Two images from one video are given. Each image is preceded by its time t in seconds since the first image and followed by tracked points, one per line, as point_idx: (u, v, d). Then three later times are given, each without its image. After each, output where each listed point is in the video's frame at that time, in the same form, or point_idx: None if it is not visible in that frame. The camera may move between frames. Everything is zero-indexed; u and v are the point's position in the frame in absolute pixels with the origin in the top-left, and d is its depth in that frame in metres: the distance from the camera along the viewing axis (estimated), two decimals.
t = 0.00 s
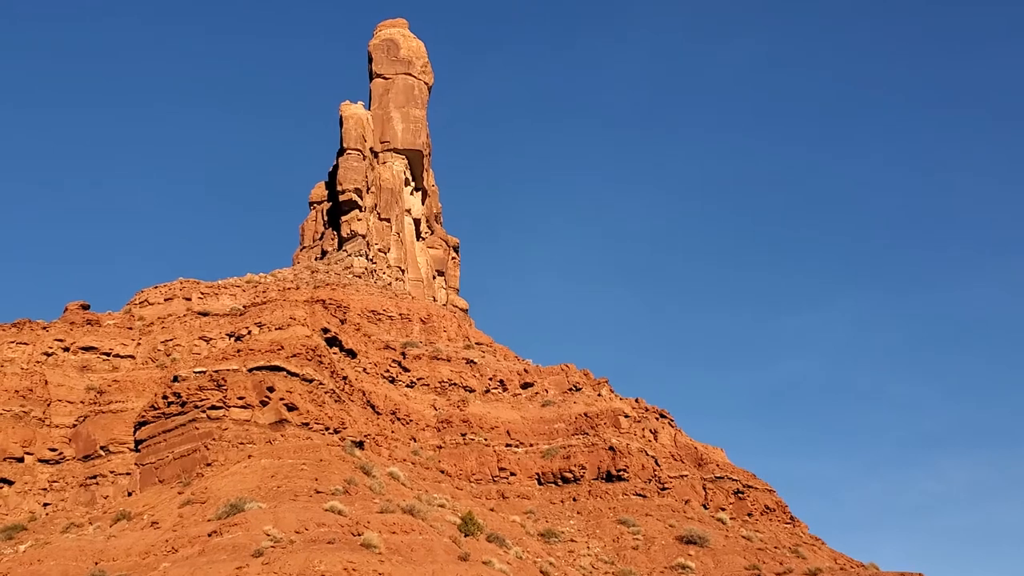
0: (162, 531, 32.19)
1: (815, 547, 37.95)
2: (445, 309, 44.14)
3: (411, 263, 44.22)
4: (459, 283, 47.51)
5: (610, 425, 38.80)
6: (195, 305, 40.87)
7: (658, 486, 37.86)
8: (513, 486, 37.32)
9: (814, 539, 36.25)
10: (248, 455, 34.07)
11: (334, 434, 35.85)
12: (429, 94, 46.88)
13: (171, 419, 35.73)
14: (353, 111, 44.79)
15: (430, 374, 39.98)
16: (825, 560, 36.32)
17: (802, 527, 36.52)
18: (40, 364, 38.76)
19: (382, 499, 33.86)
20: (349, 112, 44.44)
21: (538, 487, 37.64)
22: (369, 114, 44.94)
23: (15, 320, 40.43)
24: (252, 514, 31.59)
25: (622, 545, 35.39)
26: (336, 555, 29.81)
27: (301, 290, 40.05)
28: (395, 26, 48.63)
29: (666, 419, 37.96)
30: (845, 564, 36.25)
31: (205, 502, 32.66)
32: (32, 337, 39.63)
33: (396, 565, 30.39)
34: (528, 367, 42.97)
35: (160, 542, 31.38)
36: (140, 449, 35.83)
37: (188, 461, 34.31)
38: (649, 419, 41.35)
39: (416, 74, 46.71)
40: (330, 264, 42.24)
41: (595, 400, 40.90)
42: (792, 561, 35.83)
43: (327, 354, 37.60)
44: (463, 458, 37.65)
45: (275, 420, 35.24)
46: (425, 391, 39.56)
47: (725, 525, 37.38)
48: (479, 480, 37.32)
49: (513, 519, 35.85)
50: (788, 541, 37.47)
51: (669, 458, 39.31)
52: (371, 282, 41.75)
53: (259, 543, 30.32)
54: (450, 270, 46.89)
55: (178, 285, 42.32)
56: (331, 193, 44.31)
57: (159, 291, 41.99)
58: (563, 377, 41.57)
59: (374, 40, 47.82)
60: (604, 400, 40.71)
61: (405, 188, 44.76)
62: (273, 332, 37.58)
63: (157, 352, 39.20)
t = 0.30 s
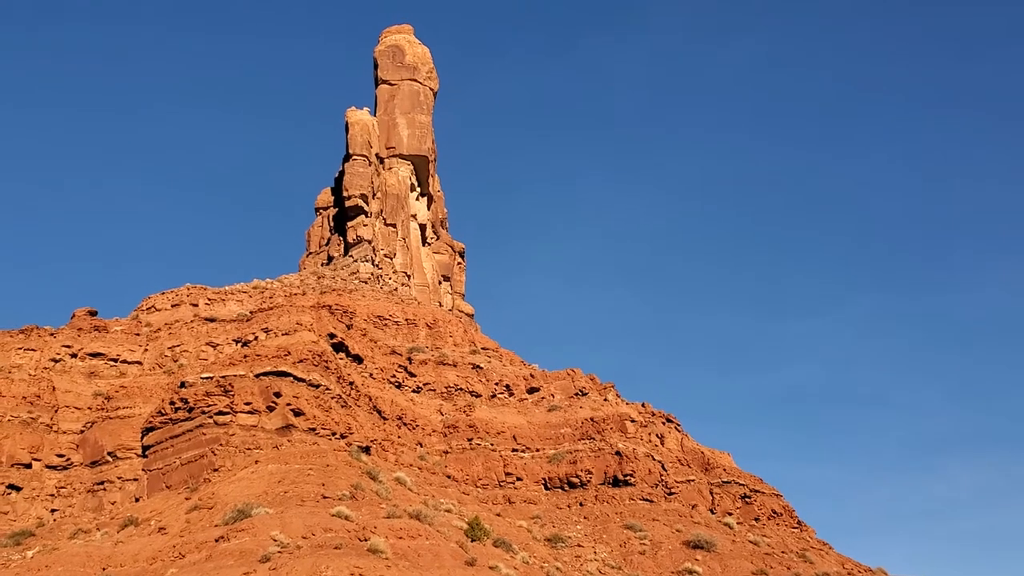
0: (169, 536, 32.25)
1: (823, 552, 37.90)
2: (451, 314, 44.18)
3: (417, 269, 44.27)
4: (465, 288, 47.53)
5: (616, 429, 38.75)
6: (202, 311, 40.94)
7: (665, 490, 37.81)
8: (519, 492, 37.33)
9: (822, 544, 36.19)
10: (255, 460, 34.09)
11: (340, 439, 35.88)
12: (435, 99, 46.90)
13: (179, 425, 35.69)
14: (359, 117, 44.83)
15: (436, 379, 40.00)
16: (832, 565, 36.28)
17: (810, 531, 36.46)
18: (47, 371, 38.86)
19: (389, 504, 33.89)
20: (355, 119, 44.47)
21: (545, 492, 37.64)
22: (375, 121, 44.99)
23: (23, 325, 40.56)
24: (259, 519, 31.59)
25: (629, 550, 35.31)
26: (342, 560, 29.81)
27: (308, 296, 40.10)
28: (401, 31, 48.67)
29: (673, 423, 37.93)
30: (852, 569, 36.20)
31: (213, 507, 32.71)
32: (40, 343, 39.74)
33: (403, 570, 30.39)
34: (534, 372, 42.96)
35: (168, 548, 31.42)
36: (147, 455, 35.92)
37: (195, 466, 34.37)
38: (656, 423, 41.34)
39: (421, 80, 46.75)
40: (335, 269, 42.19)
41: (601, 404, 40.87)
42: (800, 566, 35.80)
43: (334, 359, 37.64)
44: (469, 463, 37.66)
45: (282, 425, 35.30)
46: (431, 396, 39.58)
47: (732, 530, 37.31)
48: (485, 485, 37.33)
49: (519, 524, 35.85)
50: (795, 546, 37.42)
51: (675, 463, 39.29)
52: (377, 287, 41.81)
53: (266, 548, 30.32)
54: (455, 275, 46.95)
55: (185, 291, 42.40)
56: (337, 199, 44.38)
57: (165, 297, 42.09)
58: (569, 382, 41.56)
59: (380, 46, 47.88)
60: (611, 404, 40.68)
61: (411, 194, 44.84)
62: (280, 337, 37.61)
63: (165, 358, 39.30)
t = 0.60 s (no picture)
0: (183, 539, 32.31)
1: (837, 554, 37.76)
2: (463, 316, 44.18)
3: (429, 271, 44.29)
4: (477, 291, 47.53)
5: (629, 431, 38.65)
6: (216, 314, 41.13)
7: (679, 492, 37.72)
8: (533, 494, 37.27)
9: (837, 545, 36.04)
10: (269, 463, 34.14)
11: (354, 441, 35.89)
12: (446, 102, 46.90)
13: (193, 428, 35.84)
14: (370, 120, 44.87)
15: (448, 381, 40.01)
16: (847, 567, 36.13)
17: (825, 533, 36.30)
18: (62, 374, 39.04)
19: (402, 506, 33.88)
20: (366, 122, 44.52)
21: (558, 494, 37.56)
22: (386, 123, 45.01)
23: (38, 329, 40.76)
24: (274, 521, 31.61)
25: (643, 552, 35.20)
26: (356, 562, 29.80)
27: (321, 299, 40.16)
28: (412, 35, 48.68)
29: (686, 425, 37.85)
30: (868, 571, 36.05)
31: (227, 510, 32.74)
32: (54, 347, 39.92)
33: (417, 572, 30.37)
34: (547, 374, 42.92)
35: (182, 550, 31.46)
36: (161, 458, 36.02)
37: (209, 469, 34.39)
38: (669, 425, 41.26)
39: (433, 83, 46.76)
40: (348, 272, 42.33)
41: (614, 406, 40.78)
42: (815, 568, 35.65)
43: (346, 362, 37.68)
44: (482, 465, 37.65)
45: (295, 428, 35.27)
46: (444, 398, 39.58)
47: (747, 532, 37.17)
48: (499, 487, 37.30)
49: (533, 526, 35.80)
50: (810, 547, 37.26)
51: (689, 465, 39.19)
52: (390, 290, 41.84)
53: (280, 551, 30.32)
54: (467, 277, 46.95)
55: (199, 294, 42.52)
56: (349, 202, 44.46)
57: (179, 300, 42.21)
58: (582, 385, 41.49)
59: (391, 49, 47.89)
60: (624, 406, 40.61)
61: (423, 196, 44.87)
62: (293, 340, 37.65)
63: (179, 361, 39.51)
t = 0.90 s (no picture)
0: (199, 541, 32.36)
1: (854, 553, 37.55)
2: (476, 317, 44.14)
3: (442, 272, 44.27)
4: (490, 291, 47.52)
5: (644, 432, 38.52)
6: (230, 317, 41.27)
7: (694, 492, 37.59)
8: (547, 495, 37.20)
9: (854, 544, 35.82)
10: (284, 465, 34.15)
11: (368, 443, 35.88)
12: (458, 103, 46.86)
13: (209, 430, 35.92)
14: (382, 122, 44.88)
15: (462, 382, 39.99)
16: (865, 567, 35.92)
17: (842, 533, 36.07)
18: (79, 378, 39.20)
19: (417, 508, 33.84)
20: (378, 124, 44.55)
21: (573, 494, 37.48)
22: (398, 125, 45.03)
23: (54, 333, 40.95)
24: (289, 523, 31.61)
25: (659, 552, 35.04)
26: (371, 563, 29.78)
27: (334, 301, 40.18)
28: (424, 36, 48.64)
29: (701, 425, 37.71)
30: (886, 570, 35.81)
31: (243, 512, 32.76)
32: (70, 350, 40.09)
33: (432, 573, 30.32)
34: (560, 374, 42.83)
35: (198, 553, 31.50)
36: (177, 460, 36.12)
37: (225, 471, 34.45)
38: (683, 426, 41.15)
39: (444, 84, 46.72)
40: (361, 274, 42.37)
41: (629, 406, 40.64)
42: (832, 567, 35.44)
43: (360, 363, 37.68)
44: (497, 466, 37.60)
45: (310, 429, 35.24)
46: (458, 399, 39.56)
47: (763, 532, 36.99)
48: (513, 488, 37.24)
49: (548, 527, 35.71)
50: (827, 547, 37.04)
51: (704, 464, 39.04)
52: (403, 291, 41.85)
53: (296, 553, 30.31)
54: (480, 278, 46.92)
55: (214, 297, 42.62)
56: (362, 204, 44.47)
57: (194, 303, 42.32)
58: (596, 385, 41.40)
59: (403, 51, 47.88)
60: (639, 406, 40.49)
61: (435, 197, 44.87)
62: (307, 342, 37.65)
63: (194, 364, 39.67)
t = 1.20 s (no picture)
0: (218, 544, 32.41)
1: (874, 551, 37.32)
2: (492, 318, 44.12)
3: (458, 273, 44.26)
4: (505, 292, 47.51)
5: (662, 431, 38.37)
6: (247, 320, 41.37)
7: (712, 491, 37.44)
8: (565, 495, 37.12)
9: (874, 543, 35.59)
10: (302, 467, 34.23)
11: (385, 444, 35.88)
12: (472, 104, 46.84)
13: (227, 433, 35.98)
14: (396, 124, 44.87)
15: (478, 383, 39.96)
16: (885, 565, 35.69)
17: (862, 531, 35.84)
18: (97, 382, 39.38)
19: (435, 509, 33.83)
20: (393, 126, 44.56)
21: (591, 494, 37.39)
22: (412, 127, 45.06)
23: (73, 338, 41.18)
24: (308, 525, 31.64)
25: (678, 552, 34.89)
26: (390, 565, 29.77)
27: (350, 303, 40.22)
28: (437, 37, 48.61)
29: (718, 424, 37.55)
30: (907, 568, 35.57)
31: (261, 514, 32.81)
32: (89, 355, 40.29)
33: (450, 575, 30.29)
34: (576, 374, 42.75)
35: (218, 555, 31.54)
36: (196, 463, 36.24)
37: (243, 474, 34.53)
38: (701, 425, 40.99)
39: (458, 85, 46.68)
40: (377, 276, 42.41)
41: (645, 406, 40.54)
42: (852, 566, 35.22)
43: (376, 365, 37.71)
44: (514, 467, 37.54)
45: (327, 432, 35.35)
46: (474, 400, 39.54)
47: (782, 531, 36.80)
48: (531, 489, 37.18)
49: (566, 527, 35.64)
50: (847, 545, 36.82)
51: (722, 464, 38.88)
52: (418, 292, 41.87)
53: (314, 554, 30.34)
54: (495, 279, 46.91)
55: (230, 300, 42.74)
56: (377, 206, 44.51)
57: (211, 306, 42.46)
58: (612, 385, 41.30)
59: (416, 53, 47.86)
60: (656, 406, 40.37)
61: (450, 199, 44.88)
62: (323, 344, 37.68)
63: (211, 367, 39.80)
